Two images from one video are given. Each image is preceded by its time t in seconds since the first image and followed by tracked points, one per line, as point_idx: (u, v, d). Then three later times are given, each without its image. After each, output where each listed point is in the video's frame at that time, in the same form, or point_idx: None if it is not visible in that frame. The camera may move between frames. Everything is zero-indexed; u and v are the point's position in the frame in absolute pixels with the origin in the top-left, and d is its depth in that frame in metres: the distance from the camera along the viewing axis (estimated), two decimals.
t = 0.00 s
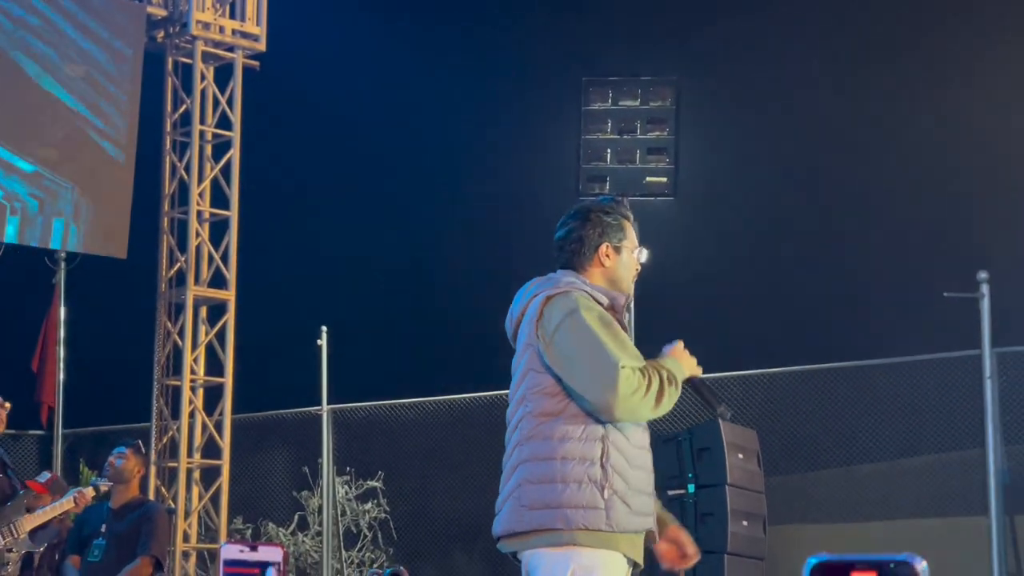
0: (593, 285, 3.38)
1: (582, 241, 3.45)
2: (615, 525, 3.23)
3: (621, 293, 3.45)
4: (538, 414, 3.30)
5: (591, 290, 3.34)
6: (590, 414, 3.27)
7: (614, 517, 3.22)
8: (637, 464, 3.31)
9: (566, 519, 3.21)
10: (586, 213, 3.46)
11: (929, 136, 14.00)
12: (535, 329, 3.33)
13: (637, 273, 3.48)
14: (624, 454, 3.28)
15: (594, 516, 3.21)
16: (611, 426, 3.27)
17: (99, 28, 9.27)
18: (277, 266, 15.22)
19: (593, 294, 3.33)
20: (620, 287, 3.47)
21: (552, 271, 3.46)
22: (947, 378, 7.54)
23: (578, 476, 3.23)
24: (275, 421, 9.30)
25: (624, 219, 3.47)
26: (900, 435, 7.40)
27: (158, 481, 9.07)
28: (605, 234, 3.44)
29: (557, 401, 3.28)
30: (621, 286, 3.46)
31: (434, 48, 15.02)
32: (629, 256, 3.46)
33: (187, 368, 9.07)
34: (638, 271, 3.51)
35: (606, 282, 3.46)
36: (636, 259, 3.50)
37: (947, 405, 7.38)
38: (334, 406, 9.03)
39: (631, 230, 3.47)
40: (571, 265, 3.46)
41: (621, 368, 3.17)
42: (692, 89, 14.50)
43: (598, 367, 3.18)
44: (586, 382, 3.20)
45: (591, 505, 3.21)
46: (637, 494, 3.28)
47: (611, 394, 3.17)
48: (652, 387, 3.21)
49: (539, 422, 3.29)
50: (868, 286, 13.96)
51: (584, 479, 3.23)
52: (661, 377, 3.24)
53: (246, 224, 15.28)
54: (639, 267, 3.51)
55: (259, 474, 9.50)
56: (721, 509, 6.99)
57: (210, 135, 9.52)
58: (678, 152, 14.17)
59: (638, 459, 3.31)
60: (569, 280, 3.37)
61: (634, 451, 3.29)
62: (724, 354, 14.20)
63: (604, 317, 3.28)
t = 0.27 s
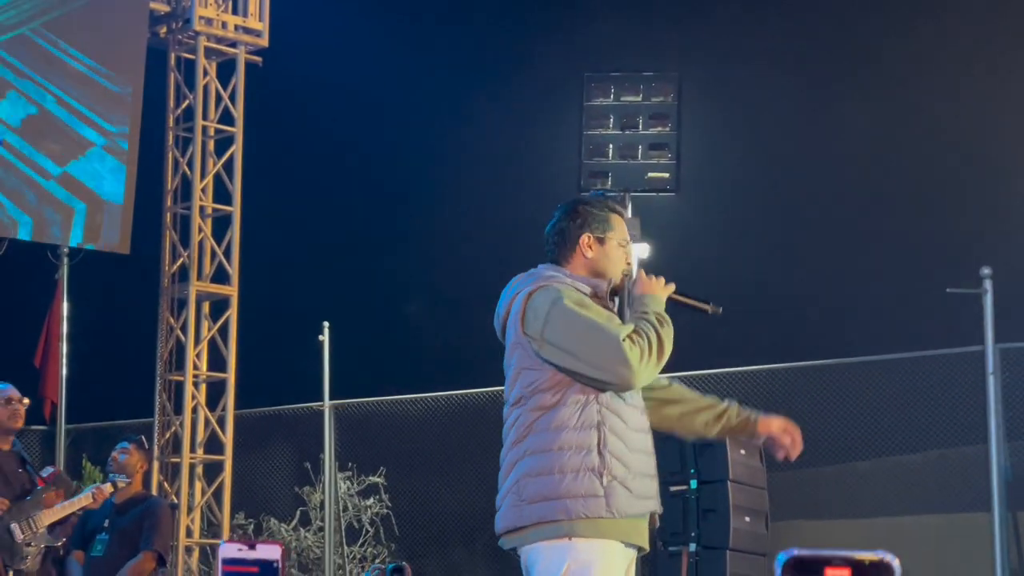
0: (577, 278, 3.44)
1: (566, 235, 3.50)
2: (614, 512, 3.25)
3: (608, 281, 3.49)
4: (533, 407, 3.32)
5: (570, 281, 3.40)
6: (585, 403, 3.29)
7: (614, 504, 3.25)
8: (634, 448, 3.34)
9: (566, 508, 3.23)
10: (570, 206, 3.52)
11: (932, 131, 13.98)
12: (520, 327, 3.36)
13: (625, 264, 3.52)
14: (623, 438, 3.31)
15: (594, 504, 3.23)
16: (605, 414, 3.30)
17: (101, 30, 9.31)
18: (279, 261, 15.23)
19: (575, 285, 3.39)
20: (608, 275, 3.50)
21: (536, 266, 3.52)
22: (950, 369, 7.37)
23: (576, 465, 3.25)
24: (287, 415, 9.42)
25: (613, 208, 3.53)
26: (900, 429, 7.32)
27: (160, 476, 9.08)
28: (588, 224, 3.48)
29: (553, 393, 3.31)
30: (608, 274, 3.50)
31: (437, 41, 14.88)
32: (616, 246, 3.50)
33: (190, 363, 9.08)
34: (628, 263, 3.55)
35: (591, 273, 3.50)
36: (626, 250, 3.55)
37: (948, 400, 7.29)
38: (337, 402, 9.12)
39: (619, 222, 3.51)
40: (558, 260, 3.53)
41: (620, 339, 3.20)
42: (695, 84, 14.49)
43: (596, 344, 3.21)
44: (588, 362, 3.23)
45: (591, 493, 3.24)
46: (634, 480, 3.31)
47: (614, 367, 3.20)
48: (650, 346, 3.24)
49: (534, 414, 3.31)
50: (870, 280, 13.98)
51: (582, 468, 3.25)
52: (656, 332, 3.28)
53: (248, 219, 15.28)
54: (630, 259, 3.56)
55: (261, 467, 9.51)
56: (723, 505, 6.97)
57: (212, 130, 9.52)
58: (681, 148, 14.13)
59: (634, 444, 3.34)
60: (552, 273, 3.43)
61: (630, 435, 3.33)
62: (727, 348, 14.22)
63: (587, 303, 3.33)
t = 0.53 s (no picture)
0: (574, 274, 3.54)
1: (563, 229, 3.59)
2: (617, 506, 3.31)
3: (607, 274, 3.57)
4: (537, 404, 3.40)
5: (568, 279, 3.50)
6: (586, 398, 3.36)
7: (616, 498, 3.30)
8: (638, 441, 3.39)
9: (567, 503, 3.30)
10: (565, 200, 3.60)
11: (942, 125, 13.96)
12: (520, 329, 3.45)
13: (624, 252, 3.58)
14: (626, 432, 3.37)
15: (594, 499, 3.29)
16: (607, 408, 3.36)
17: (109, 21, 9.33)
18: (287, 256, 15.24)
19: (572, 281, 3.48)
20: (608, 267, 3.58)
21: (536, 264, 3.62)
22: (961, 364, 7.32)
23: (576, 461, 3.31)
24: (295, 408, 9.40)
25: (608, 200, 3.61)
26: (910, 425, 7.29)
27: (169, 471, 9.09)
28: (582, 217, 3.56)
29: (554, 390, 3.39)
30: (608, 266, 3.58)
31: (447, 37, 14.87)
32: (612, 236, 3.57)
33: (199, 358, 9.08)
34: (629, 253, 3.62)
35: (590, 266, 3.58)
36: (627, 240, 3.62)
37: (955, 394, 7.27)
38: (345, 398, 9.12)
39: (612, 212, 3.58)
40: (558, 258, 3.61)
41: (616, 333, 3.28)
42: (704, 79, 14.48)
43: (593, 340, 3.30)
44: (588, 359, 3.31)
45: (591, 488, 3.29)
46: (638, 474, 3.36)
47: (613, 360, 3.28)
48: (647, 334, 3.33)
49: (538, 410, 3.39)
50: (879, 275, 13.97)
51: (583, 463, 3.31)
52: (656, 327, 3.36)
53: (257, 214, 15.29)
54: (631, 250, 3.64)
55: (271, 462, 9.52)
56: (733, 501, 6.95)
57: (221, 125, 9.54)
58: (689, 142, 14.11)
59: (640, 438, 3.40)
60: (550, 272, 3.53)
61: (633, 429, 3.38)
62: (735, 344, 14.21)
63: (583, 301, 3.42)
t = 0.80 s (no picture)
0: (573, 274, 3.54)
1: (561, 228, 3.59)
2: (620, 505, 3.31)
3: (606, 273, 3.57)
4: (538, 404, 3.40)
5: (568, 280, 3.50)
6: (587, 398, 3.35)
7: (618, 497, 3.30)
8: (639, 441, 3.38)
9: (570, 503, 3.30)
10: (564, 200, 3.60)
11: (944, 123, 13.96)
12: (520, 329, 3.45)
13: (622, 250, 3.58)
14: (627, 432, 3.36)
15: (597, 498, 3.29)
16: (608, 408, 3.35)
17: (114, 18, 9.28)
18: (289, 254, 15.25)
19: (573, 283, 3.48)
20: (607, 266, 3.58)
21: (535, 264, 3.62)
22: (965, 364, 7.40)
23: (578, 461, 3.31)
24: (297, 407, 9.40)
25: (606, 199, 3.60)
26: (914, 424, 7.33)
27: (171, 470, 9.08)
28: (580, 217, 3.56)
29: (555, 390, 3.39)
30: (607, 265, 3.58)
31: (450, 37, 14.95)
32: (611, 235, 3.56)
33: (201, 357, 9.08)
34: (628, 251, 3.62)
35: (589, 266, 3.58)
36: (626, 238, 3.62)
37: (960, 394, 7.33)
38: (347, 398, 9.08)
39: (612, 211, 3.58)
40: (557, 258, 3.60)
41: (614, 334, 3.28)
42: (704, 77, 14.48)
43: (591, 341, 3.29)
44: (587, 359, 3.31)
45: (592, 488, 3.29)
46: (641, 474, 3.36)
47: (611, 361, 3.28)
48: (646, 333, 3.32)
49: (540, 411, 3.39)
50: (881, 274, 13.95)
51: (585, 462, 3.30)
52: (655, 326, 3.36)
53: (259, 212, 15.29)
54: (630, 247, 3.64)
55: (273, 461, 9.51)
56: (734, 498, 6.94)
57: (223, 124, 9.53)
58: (691, 141, 14.10)
59: (641, 437, 3.39)
60: (549, 273, 3.53)
61: (634, 428, 3.37)
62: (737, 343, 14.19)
63: (581, 300, 3.41)
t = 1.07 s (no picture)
0: (573, 273, 3.55)
1: (562, 227, 3.58)
2: (621, 505, 3.31)
3: (606, 274, 3.58)
4: (539, 404, 3.40)
5: (569, 280, 3.49)
6: (588, 398, 3.35)
7: (619, 497, 3.30)
8: (640, 440, 3.38)
9: (571, 503, 3.29)
10: (566, 200, 3.60)
11: (945, 125, 13.98)
12: (520, 329, 3.45)
13: (622, 251, 3.58)
14: (627, 432, 3.36)
15: (597, 497, 3.29)
16: (608, 408, 3.35)
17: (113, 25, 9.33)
18: (290, 255, 15.25)
19: (574, 283, 3.47)
20: (607, 266, 3.58)
21: (536, 264, 3.62)
22: (966, 364, 7.41)
23: (578, 460, 3.30)
24: (298, 408, 9.40)
25: (608, 199, 3.60)
26: (915, 424, 7.34)
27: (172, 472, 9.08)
28: (581, 217, 3.55)
29: (556, 390, 3.39)
30: (607, 265, 3.58)
31: (452, 41, 15.02)
32: (612, 235, 3.56)
33: (202, 358, 9.08)
34: (629, 252, 3.62)
35: (589, 266, 3.58)
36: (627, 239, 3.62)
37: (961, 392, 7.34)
38: (347, 397, 9.05)
39: (613, 212, 3.58)
40: (557, 258, 3.60)
41: (614, 334, 3.27)
42: (704, 78, 14.48)
43: (591, 341, 3.29)
44: (586, 359, 3.30)
45: (592, 487, 3.29)
46: (642, 474, 3.35)
47: (610, 362, 3.27)
48: (645, 334, 3.32)
49: (540, 410, 3.39)
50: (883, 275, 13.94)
51: (586, 462, 3.30)
52: (655, 326, 3.35)
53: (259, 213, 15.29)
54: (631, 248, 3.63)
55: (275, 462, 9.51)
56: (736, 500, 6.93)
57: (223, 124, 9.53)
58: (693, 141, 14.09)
59: (641, 437, 3.39)
60: (549, 273, 3.53)
61: (634, 428, 3.37)
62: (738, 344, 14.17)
63: (582, 300, 3.41)
